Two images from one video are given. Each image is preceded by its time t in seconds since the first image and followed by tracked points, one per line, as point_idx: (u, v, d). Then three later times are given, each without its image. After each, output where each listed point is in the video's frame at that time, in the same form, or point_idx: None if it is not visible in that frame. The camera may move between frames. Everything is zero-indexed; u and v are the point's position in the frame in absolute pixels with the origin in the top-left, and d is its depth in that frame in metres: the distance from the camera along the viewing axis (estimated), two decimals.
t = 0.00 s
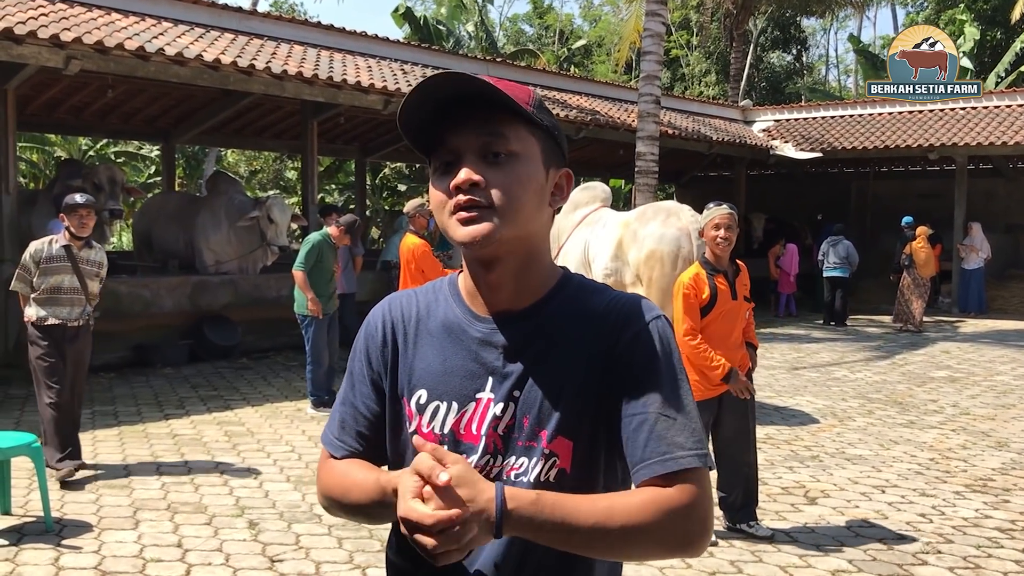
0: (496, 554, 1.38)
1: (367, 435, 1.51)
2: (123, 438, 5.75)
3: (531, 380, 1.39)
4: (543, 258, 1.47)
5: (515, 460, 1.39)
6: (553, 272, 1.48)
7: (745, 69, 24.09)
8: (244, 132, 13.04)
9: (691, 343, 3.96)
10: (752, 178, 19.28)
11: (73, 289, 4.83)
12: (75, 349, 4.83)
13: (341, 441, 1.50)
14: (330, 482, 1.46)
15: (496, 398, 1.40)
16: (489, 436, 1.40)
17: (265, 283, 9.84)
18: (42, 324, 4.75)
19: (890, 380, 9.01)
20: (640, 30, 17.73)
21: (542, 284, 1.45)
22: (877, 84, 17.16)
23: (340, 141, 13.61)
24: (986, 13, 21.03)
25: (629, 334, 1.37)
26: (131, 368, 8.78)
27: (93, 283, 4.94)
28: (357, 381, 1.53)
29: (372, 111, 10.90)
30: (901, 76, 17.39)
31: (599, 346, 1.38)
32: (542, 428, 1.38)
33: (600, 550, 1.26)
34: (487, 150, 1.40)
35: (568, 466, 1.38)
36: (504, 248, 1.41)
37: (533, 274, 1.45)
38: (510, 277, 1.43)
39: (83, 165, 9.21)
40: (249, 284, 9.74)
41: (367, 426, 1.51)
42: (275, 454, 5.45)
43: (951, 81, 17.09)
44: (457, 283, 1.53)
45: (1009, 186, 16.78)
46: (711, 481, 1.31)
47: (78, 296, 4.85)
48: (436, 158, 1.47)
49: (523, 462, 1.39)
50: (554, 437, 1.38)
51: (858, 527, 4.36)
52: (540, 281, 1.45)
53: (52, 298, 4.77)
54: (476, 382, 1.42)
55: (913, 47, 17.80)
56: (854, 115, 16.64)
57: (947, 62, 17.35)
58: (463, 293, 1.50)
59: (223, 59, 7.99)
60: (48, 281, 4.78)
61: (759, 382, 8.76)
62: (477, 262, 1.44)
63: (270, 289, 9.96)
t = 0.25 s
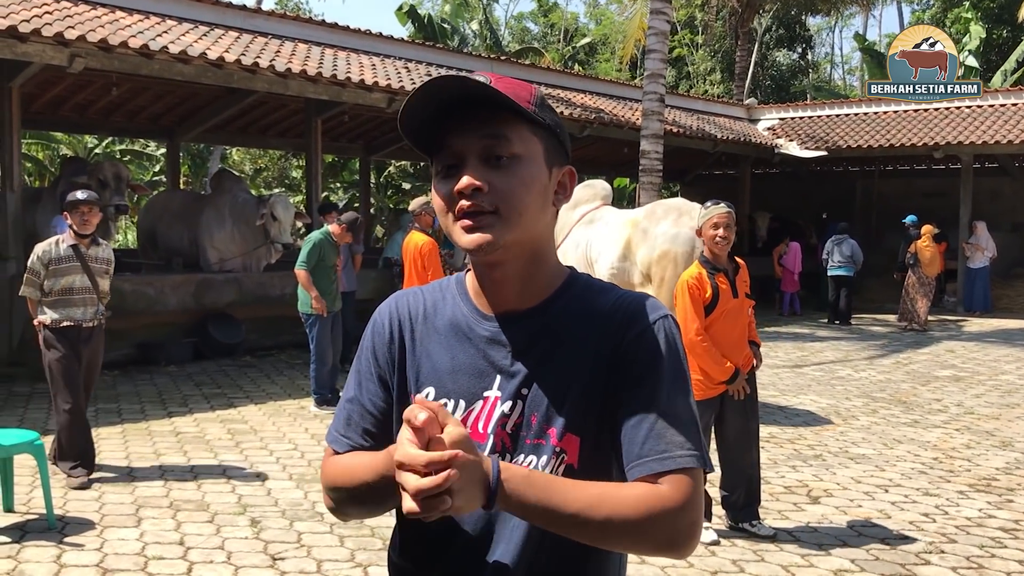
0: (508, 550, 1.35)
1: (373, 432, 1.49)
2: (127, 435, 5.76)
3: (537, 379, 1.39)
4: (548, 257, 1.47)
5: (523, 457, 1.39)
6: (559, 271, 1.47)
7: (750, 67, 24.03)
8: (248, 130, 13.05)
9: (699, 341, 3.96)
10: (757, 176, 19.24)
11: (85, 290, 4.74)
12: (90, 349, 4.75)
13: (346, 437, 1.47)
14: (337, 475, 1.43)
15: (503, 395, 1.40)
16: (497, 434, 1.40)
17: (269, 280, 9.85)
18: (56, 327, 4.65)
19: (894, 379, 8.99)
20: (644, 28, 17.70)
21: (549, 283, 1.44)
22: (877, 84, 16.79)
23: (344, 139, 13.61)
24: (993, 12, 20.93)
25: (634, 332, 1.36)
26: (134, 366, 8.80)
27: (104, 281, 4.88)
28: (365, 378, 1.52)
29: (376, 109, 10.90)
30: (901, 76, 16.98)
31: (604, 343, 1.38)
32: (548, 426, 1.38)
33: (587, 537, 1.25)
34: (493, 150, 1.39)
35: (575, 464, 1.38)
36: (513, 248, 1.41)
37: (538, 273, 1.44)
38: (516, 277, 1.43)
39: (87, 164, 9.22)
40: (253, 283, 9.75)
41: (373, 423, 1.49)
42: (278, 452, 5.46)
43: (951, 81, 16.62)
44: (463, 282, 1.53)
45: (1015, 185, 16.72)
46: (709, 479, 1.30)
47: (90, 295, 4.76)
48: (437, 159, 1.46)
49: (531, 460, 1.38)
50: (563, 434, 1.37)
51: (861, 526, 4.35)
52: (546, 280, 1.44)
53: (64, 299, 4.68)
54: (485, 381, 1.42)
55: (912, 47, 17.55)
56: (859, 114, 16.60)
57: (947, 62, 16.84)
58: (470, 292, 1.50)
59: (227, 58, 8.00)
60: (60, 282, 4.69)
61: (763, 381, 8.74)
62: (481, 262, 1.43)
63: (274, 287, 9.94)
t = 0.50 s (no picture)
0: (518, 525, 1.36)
1: (388, 426, 1.50)
2: (129, 435, 5.76)
3: (536, 378, 1.38)
4: (540, 257, 1.42)
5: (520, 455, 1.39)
6: (563, 271, 1.45)
7: (754, 67, 24.00)
8: (251, 130, 13.06)
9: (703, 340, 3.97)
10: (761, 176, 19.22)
11: (90, 288, 4.73)
12: (102, 347, 4.78)
13: (360, 427, 1.50)
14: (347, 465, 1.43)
15: (501, 394, 1.40)
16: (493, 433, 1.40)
17: (273, 280, 9.82)
18: (60, 326, 4.65)
19: (898, 379, 8.97)
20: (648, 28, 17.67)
21: (539, 287, 1.41)
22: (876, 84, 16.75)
23: (347, 138, 13.61)
24: (998, 11, 20.85)
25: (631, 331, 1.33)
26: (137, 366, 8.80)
27: (110, 278, 4.86)
28: (380, 374, 1.56)
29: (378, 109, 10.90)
30: (901, 76, 16.92)
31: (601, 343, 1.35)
32: (543, 426, 1.36)
33: (583, 528, 1.22)
34: (450, 167, 1.35)
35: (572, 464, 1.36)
36: (489, 258, 1.39)
37: (525, 278, 1.41)
38: (501, 284, 1.42)
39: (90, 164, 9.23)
40: (256, 282, 9.75)
41: (389, 417, 1.50)
42: (280, 452, 5.46)
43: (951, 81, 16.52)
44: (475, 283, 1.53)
45: (1019, 185, 16.68)
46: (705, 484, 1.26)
47: (96, 293, 4.76)
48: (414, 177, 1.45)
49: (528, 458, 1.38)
50: (556, 435, 1.35)
51: (863, 527, 4.34)
52: (537, 284, 1.41)
53: (69, 298, 4.68)
54: (484, 380, 1.43)
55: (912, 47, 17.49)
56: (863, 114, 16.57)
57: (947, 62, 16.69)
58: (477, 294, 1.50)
59: (230, 57, 8.00)
60: (64, 281, 4.68)
61: (766, 381, 8.72)
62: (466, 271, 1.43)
63: (277, 286, 9.95)
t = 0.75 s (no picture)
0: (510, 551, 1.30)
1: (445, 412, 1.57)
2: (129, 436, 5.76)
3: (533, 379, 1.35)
4: (570, 261, 1.38)
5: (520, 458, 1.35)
6: (593, 272, 1.40)
7: (756, 68, 24.00)
8: (254, 131, 13.06)
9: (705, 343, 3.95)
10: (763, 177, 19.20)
11: (98, 292, 4.63)
12: (111, 353, 4.65)
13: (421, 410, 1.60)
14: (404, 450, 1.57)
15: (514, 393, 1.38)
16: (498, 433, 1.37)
17: (273, 281, 9.84)
18: (66, 331, 4.54)
19: (900, 381, 8.95)
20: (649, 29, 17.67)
21: (568, 287, 1.38)
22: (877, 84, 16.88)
23: (349, 139, 13.62)
24: (1001, 11, 20.81)
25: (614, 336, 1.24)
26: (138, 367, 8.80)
27: (117, 283, 4.75)
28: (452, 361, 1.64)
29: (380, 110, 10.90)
30: (901, 76, 17.00)
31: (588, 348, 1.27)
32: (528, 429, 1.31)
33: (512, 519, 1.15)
34: (471, 170, 1.34)
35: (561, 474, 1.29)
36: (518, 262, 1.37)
37: (548, 278, 1.38)
38: (527, 284, 1.40)
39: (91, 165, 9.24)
40: (257, 282, 9.77)
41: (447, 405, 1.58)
42: (280, 453, 5.45)
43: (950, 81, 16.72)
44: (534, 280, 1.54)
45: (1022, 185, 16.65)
46: (659, 510, 1.13)
47: (104, 297, 4.65)
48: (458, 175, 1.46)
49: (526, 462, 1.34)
50: (538, 439, 1.29)
51: (863, 529, 4.32)
52: (563, 285, 1.38)
53: (76, 303, 4.57)
54: (506, 377, 1.42)
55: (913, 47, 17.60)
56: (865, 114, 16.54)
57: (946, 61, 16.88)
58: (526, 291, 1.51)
59: (231, 58, 7.99)
60: (73, 285, 4.58)
61: (768, 382, 8.71)
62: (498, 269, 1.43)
63: (278, 287, 9.95)
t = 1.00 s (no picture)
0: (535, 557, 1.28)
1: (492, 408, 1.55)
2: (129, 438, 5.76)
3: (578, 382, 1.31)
4: (624, 261, 1.32)
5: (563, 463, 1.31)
6: (645, 272, 1.34)
7: (756, 69, 24.00)
8: (254, 133, 13.08)
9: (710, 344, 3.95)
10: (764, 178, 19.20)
11: (114, 299, 4.58)
12: (125, 362, 4.62)
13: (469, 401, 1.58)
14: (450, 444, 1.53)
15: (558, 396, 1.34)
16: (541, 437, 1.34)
17: (274, 282, 9.86)
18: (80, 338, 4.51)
19: (901, 382, 8.94)
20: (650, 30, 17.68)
21: (618, 288, 1.32)
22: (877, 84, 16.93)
23: (350, 141, 13.63)
24: (1002, 11, 20.78)
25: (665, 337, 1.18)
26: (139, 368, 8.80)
27: (133, 288, 4.72)
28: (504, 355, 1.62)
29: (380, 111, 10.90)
30: (902, 76, 17.02)
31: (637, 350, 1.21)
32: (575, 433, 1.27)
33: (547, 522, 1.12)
34: (522, 166, 1.28)
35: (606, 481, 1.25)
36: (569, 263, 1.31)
37: (596, 279, 1.32)
38: (575, 284, 1.35)
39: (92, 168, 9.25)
40: (258, 284, 9.78)
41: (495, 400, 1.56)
42: (280, 455, 5.44)
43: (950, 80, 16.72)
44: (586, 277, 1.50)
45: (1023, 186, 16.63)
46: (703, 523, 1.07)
47: (119, 306, 4.61)
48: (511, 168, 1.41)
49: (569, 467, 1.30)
50: (585, 444, 1.25)
51: (864, 531, 4.31)
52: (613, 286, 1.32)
53: (91, 310, 4.53)
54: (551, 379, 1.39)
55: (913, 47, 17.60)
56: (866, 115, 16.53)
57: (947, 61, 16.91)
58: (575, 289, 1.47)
59: (232, 60, 7.99)
60: (87, 291, 4.54)
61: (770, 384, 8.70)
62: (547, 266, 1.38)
63: (279, 289, 9.95)
